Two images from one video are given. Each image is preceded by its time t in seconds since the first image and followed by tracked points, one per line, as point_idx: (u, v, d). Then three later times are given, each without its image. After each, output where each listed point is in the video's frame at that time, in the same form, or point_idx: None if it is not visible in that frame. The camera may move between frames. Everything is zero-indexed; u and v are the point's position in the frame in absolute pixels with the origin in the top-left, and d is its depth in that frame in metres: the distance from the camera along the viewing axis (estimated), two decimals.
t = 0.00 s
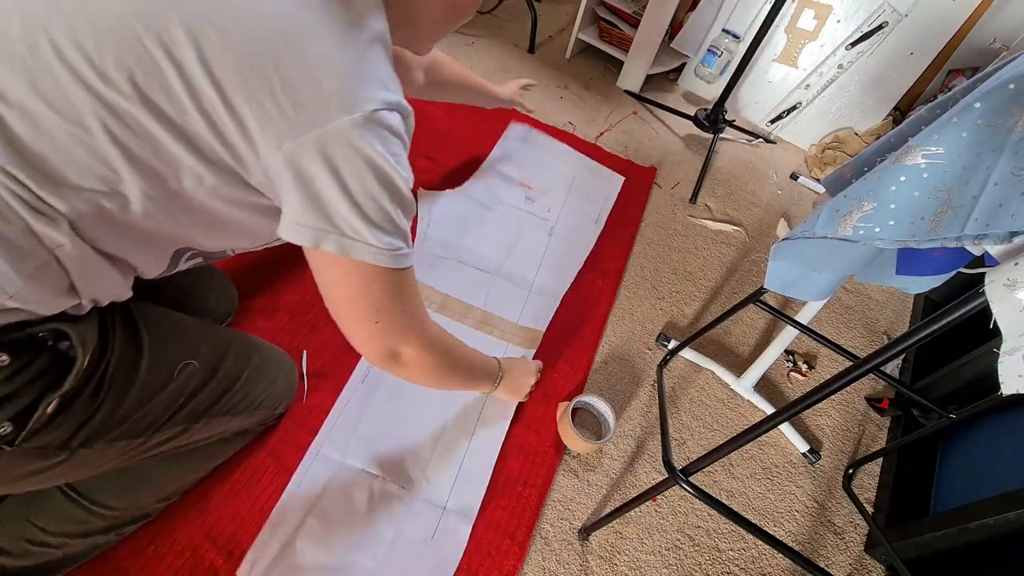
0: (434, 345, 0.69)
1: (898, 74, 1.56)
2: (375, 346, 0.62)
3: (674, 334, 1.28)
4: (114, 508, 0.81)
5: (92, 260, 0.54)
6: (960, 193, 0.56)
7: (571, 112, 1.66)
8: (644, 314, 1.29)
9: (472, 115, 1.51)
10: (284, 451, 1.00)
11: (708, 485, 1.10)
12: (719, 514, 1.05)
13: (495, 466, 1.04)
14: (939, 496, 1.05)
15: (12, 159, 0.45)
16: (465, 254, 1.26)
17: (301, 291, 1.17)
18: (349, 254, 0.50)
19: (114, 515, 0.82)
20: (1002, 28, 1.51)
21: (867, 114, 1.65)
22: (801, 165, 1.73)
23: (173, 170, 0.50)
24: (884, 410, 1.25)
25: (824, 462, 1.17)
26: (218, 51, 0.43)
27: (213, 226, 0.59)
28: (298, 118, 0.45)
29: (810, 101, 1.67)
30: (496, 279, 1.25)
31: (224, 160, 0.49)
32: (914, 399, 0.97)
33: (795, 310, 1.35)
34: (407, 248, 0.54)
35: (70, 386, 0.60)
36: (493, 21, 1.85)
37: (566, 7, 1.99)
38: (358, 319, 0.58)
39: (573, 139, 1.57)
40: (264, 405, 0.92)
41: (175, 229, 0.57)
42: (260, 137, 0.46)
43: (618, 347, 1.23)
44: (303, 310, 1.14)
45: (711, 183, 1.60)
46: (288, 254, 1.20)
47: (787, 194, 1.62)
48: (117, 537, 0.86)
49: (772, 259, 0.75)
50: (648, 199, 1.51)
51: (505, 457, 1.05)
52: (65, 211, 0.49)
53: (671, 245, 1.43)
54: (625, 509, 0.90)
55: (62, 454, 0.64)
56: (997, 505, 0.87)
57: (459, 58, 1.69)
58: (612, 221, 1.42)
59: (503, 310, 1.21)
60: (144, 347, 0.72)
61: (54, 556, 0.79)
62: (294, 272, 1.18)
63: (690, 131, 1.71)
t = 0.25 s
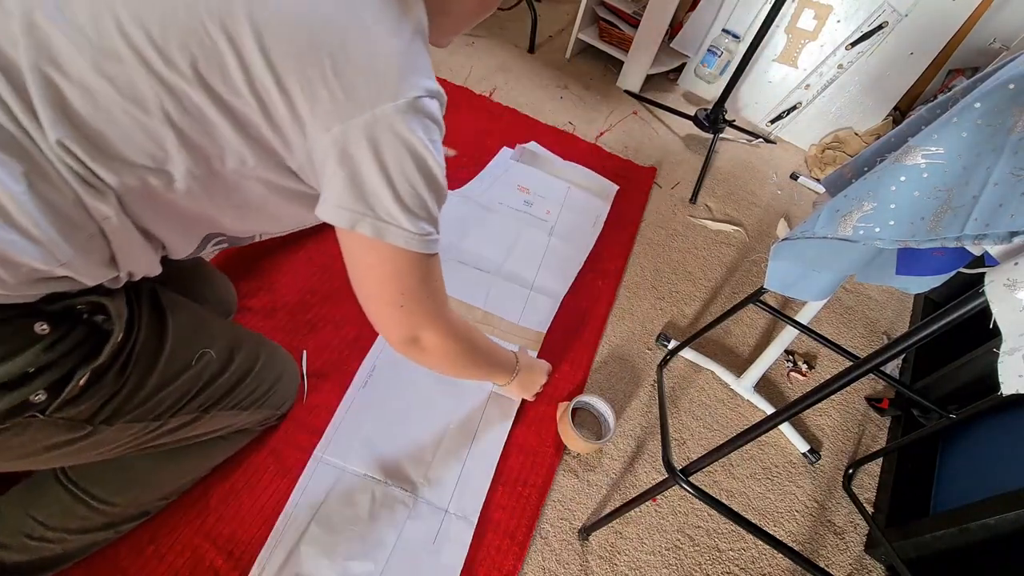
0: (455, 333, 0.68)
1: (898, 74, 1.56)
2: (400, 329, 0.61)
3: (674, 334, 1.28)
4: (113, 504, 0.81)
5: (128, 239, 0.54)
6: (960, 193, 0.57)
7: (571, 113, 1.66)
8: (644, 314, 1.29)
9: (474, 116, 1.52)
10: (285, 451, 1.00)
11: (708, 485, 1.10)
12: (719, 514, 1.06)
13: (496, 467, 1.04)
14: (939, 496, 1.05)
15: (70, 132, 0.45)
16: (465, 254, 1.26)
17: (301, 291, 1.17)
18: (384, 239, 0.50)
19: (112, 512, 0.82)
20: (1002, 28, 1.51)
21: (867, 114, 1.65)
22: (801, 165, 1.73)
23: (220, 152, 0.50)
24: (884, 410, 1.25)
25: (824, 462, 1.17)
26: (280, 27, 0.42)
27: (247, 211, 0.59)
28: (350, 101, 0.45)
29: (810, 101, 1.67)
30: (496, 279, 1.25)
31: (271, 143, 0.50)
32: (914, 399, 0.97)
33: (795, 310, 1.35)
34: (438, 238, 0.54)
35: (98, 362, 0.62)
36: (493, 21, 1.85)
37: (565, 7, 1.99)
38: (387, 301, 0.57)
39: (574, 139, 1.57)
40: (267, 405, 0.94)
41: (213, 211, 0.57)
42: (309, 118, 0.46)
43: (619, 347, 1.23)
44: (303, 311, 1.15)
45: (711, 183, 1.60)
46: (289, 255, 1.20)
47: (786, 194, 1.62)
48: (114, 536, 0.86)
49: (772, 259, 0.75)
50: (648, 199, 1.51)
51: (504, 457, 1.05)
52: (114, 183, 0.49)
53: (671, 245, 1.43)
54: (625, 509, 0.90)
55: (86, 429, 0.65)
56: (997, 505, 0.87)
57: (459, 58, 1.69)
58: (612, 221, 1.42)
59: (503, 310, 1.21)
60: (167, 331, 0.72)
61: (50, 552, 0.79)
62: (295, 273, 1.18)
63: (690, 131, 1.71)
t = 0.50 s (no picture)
0: (471, 321, 0.67)
1: (898, 74, 1.56)
2: (417, 310, 0.60)
3: (674, 334, 1.28)
4: (113, 497, 0.81)
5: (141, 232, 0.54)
6: (960, 193, 0.57)
7: (571, 113, 1.66)
8: (644, 314, 1.29)
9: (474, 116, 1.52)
10: (285, 451, 1.00)
11: (708, 485, 1.10)
12: (719, 514, 1.05)
13: (496, 467, 1.04)
14: (939, 496, 1.05)
15: (119, 113, 0.45)
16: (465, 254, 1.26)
17: (302, 291, 1.17)
18: (407, 222, 0.50)
19: (109, 504, 0.82)
20: (1002, 28, 1.51)
21: (867, 114, 1.65)
22: (801, 165, 1.73)
23: (254, 139, 0.50)
24: (884, 410, 1.25)
25: (824, 462, 1.17)
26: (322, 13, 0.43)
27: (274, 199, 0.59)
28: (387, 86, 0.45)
29: (810, 101, 1.67)
30: (495, 279, 1.25)
31: (308, 128, 0.49)
32: (914, 399, 0.97)
33: (795, 310, 1.35)
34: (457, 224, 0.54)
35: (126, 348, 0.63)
36: (493, 21, 1.85)
37: (565, 7, 1.99)
38: (405, 279, 0.56)
39: (574, 139, 1.57)
40: (271, 406, 0.94)
41: (245, 195, 0.57)
42: (346, 103, 0.46)
43: (619, 347, 1.23)
44: (303, 311, 1.15)
45: (711, 183, 1.60)
46: (290, 255, 1.20)
47: (786, 194, 1.62)
48: (108, 526, 0.86)
49: (772, 259, 0.75)
50: (648, 199, 1.51)
51: (504, 457, 1.05)
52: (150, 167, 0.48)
53: (671, 245, 1.43)
54: (625, 509, 0.90)
55: (107, 416, 0.65)
56: (997, 505, 0.87)
57: (459, 58, 1.69)
58: (612, 221, 1.42)
59: (504, 310, 1.21)
60: (189, 321, 0.73)
61: (44, 540, 0.79)
62: (295, 273, 1.18)
63: (690, 131, 1.71)
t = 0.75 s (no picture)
0: (545, 237, 0.70)
1: (898, 74, 1.56)
2: (493, 239, 0.64)
3: (674, 334, 1.28)
4: (114, 495, 0.82)
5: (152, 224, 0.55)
6: (960, 193, 0.57)
7: (571, 113, 1.66)
8: (645, 314, 1.29)
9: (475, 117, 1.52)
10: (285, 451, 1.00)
11: (708, 485, 1.10)
12: (719, 514, 1.05)
13: (496, 468, 1.04)
14: (939, 495, 1.05)
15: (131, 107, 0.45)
16: (466, 255, 1.26)
17: (302, 291, 1.17)
18: (462, 170, 0.52)
19: (109, 503, 0.83)
20: (1002, 28, 1.51)
21: (867, 114, 1.65)
22: (801, 165, 1.73)
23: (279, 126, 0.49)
24: (884, 410, 1.25)
25: (824, 462, 1.17)
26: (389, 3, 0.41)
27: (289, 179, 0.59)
28: (452, 66, 0.45)
29: (811, 101, 1.67)
30: (495, 279, 1.25)
31: (358, 115, 0.49)
32: (914, 399, 0.97)
33: (795, 310, 1.35)
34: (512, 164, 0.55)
35: (169, 320, 0.67)
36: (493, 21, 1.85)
37: (565, 7, 1.99)
38: (478, 211, 0.59)
39: (574, 139, 1.57)
40: (277, 402, 0.95)
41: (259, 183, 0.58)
42: (405, 93, 0.46)
43: (619, 347, 1.23)
44: (303, 311, 1.15)
45: (711, 183, 1.60)
46: (290, 255, 1.20)
47: (786, 194, 1.62)
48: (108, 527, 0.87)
49: (772, 259, 0.75)
50: (648, 199, 1.51)
51: (505, 458, 1.05)
52: (208, 146, 0.50)
53: (671, 245, 1.43)
54: (624, 509, 0.90)
55: (142, 390, 0.68)
56: (997, 505, 0.87)
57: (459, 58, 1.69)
58: (612, 222, 1.42)
59: (504, 311, 1.21)
60: (219, 309, 0.77)
61: (44, 539, 0.80)
62: (295, 273, 1.19)
63: (690, 131, 1.71)
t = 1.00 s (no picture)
0: (565, 187, 0.87)
1: (898, 74, 1.56)
2: (524, 191, 0.81)
3: (674, 334, 1.28)
4: (117, 494, 0.82)
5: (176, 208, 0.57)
6: (960, 193, 0.57)
7: (571, 113, 1.66)
8: (645, 314, 1.29)
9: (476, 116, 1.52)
10: (285, 451, 1.00)
11: (708, 485, 1.10)
12: (719, 514, 1.05)
13: (496, 468, 1.04)
14: (939, 495, 1.05)
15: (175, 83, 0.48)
16: (467, 256, 1.26)
17: (302, 291, 1.17)
18: (503, 134, 0.68)
19: (113, 503, 0.83)
20: (1002, 28, 1.51)
21: (867, 114, 1.65)
22: (801, 165, 1.73)
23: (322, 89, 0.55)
24: (884, 410, 1.24)
25: (824, 462, 1.17)
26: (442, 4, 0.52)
27: (333, 163, 0.70)
28: (491, 63, 0.60)
29: (810, 101, 1.67)
30: (495, 279, 1.25)
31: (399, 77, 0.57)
32: (914, 399, 0.97)
33: (795, 310, 1.35)
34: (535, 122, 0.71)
35: (234, 284, 0.74)
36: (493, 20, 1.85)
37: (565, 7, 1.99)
38: (511, 167, 0.75)
39: (574, 139, 1.57)
40: (286, 397, 0.97)
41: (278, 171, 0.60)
42: (465, 78, 0.60)
43: (619, 347, 1.23)
44: (303, 311, 1.14)
45: (711, 183, 1.60)
46: (291, 255, 1.20)
47: (786, 194, 1.62)
48: (110, 527, 0.87)
49: (772, 259, 0.75)
50: (648, 199, 1.51)
51: (505, 458, 1.05)
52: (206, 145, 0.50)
53: (671, 245, 1.43)
54: (624, 509, 0.90)
55: (201, 351, 0.73)
56: (997, 505, 0.87)
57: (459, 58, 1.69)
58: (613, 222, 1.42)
59: (504, 312, 1.21)
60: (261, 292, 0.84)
61: (47, 538, 0.80)
62: (295, 273, 1.18)
63: (690, 131, 1.71)
